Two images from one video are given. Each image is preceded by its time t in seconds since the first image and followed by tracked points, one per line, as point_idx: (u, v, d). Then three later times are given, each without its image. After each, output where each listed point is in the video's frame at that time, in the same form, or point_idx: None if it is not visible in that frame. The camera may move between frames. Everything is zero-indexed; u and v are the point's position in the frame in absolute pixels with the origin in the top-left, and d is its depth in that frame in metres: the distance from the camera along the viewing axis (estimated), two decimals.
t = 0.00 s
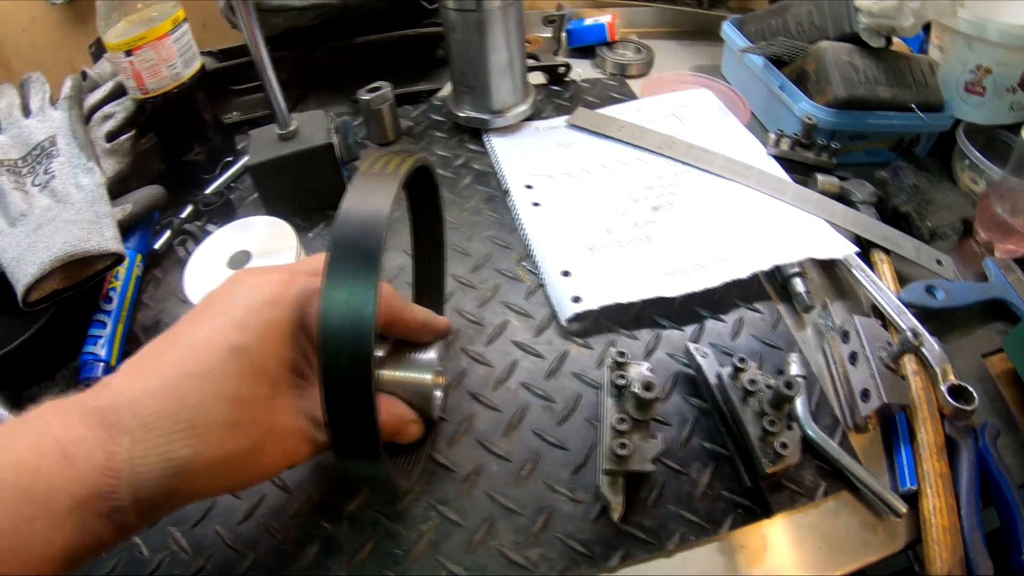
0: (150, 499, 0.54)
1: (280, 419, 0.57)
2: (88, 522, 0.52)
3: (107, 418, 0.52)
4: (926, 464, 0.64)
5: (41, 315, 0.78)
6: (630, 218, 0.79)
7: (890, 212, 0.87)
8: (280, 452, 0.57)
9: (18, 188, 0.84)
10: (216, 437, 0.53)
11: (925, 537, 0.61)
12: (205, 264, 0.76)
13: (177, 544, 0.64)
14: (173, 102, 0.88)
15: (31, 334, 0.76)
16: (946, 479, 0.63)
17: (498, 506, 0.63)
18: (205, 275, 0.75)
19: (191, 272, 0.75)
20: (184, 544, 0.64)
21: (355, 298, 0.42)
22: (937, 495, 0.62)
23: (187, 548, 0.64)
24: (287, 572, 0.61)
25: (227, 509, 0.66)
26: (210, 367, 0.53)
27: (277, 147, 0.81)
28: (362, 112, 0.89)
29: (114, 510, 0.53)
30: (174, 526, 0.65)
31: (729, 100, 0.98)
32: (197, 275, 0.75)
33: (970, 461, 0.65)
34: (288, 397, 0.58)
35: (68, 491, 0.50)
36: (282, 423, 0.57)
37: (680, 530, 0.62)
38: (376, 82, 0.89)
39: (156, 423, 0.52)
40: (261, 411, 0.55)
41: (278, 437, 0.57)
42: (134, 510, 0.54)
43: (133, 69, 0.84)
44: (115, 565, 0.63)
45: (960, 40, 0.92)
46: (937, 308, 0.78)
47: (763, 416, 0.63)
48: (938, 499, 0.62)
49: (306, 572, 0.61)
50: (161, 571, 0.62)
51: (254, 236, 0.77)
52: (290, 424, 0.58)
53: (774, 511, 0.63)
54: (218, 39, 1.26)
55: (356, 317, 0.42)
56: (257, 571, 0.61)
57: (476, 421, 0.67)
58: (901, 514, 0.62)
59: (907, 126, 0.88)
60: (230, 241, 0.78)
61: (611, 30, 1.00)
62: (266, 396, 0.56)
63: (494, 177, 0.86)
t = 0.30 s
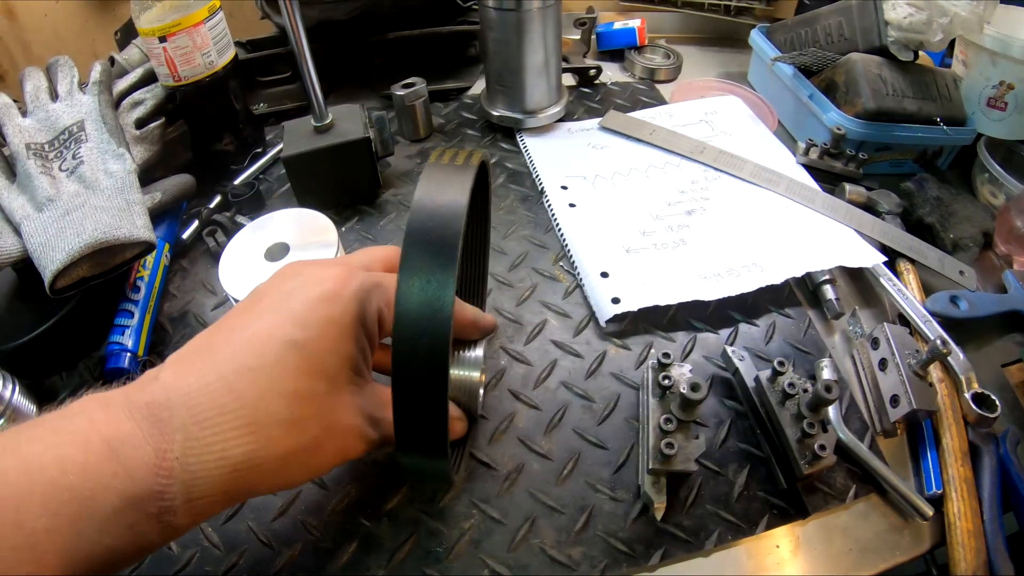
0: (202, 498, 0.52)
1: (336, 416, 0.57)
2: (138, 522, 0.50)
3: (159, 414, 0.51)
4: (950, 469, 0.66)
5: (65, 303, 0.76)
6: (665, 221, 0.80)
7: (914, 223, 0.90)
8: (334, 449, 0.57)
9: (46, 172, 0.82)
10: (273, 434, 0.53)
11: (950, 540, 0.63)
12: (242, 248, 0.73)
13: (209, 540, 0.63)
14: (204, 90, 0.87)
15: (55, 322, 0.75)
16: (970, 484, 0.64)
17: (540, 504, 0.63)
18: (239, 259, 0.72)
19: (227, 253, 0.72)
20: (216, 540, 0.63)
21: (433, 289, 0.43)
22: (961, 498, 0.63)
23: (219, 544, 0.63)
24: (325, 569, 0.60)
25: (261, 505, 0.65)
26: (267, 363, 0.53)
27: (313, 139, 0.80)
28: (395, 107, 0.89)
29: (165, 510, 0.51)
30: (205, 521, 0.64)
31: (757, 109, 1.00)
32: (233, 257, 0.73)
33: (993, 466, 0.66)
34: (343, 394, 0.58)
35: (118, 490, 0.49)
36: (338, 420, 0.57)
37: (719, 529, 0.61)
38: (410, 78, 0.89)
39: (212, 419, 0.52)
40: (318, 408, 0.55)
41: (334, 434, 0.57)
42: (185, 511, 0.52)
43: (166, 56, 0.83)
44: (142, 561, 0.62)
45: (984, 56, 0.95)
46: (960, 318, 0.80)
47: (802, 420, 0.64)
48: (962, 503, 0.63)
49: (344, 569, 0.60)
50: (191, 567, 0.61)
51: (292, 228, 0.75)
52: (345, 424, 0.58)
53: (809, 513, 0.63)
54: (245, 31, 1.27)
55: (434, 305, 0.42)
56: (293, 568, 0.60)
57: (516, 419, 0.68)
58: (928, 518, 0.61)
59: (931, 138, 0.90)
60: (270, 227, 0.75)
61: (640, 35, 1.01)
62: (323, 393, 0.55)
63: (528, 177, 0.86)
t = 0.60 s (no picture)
0: (216, 487, 0.52)
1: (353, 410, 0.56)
2: (151, 506, 0.50)
3: (177, 401, 0.51)
4: (961, 467, 0.66)
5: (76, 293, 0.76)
6: (678, 217, 0.80)
7: (925, 222, 0.90)
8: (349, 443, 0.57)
9: (57, 161, 0.81)
10: (290, 425, 0.52)
11: (961, 538, 0.63)
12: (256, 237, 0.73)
13: (219, 532, 0.63)
14: (217, 82, 0.87)
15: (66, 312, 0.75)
16: (981, 482, 0.65)
17: (554, 498, 0.62)
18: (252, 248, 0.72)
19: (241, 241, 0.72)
20: (226, 532, 0.63)
21: (459, 278, 0.43)
22: (973, 496, 0.63)
23: (229, 536, 0.63)
24: (335, 562, 0.60)
25: (272, 497, 0.65)
26: (288, 354, 0.53)
27: (327, 131, 0.80)
28: (408, 101, 0.89)
29: (181, 498, 0.51)
30: (215, 513, 0.64)
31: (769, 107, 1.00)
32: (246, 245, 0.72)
33: (1004, 465, 0.66)
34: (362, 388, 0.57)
35: (131, 476, 0.48)
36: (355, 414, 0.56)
37: (732, 525, 0.61)
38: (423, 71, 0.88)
39: (231, 408, 0.51)
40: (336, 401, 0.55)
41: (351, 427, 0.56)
42: (199, 500, 0.52)
43: (179, 47, 0.83)
44: (151, 553, 0.62)
45: (996, 57, 0.95)
46: (972, 317, 0.79)
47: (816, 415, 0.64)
48: (974, 501, 0.63)
49: (356, 561, 0.60)
50: (202, 559, 0.61)
51: (307, 219, 0.74)
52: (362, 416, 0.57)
53: (823, 509, 0.63)
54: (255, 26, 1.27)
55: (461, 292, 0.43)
56: (305, 560, 0.60)
57: (530, 413, 0.68)
58: (940, 516, 0.61)
59: (943, 138, 0.90)
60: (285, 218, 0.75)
61: (652, 31, 1.01)
62: (343, 387, 0.55)
63: (542, 172, 0.86)
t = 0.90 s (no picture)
0: (153, 443, 0.49)
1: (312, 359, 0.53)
2: (73, 470, 0.48)
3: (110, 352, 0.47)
4: (964, 470, 0.65)
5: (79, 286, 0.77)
6: (681, 217, 0.79)
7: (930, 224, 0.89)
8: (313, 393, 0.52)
9: (63, 157, 0.82)
10: (237, 373, 0.49)
11: (963, 541, 0.62)
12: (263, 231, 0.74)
13: (218, 527, 0.63)
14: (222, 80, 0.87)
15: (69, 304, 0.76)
16: (984, 485, 0.64)
17: (553, 497, 0.62)
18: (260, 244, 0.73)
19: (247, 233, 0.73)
20: (226, 527, 0.63)
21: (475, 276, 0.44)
22: (975, 499, 0.63)
23: (228, 532, 0.63)
24: (333, 559, 0.60)
25: (271, 493, 0.65)
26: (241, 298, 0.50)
27: (332, 129, 0.80)
28: (412, 100, 0.90)
29: (107, 461, 0.49)
30: (215, 508, 0.64)
31: (772, 108, 1.00)
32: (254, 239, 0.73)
33: (1007, 468, 0.66)
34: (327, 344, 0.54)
35: (57, 435, 0.46)
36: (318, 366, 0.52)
37: (732, 526, 0.61)
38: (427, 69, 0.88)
39: (174, 354, 0.48)
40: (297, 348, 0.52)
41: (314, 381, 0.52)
42: (133, 456, 0.49)
43: (185, 44, 0.83)
44: (150, 546, 0.62)
45: (1003, 58, 0.96)
46: (975, 319, 0.80)
47: (817, 416, 0.64)
48: (976, 504, 0.63)
49: (353, 559, 0.60)
50: (200, 554, 0.62)
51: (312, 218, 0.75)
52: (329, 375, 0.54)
53: (823, 511, 0.62)
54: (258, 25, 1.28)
55: (474, 285, 0.45)
56: (303, 557, 0.60)
57: (530, 412, 0.67)
58: (942, 519, 0.61)
59: (948, 140, 0.90)
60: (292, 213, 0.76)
61: (657, 32, 1.00)
62: (298, 336, 0.52)
63: (545, 171, 0.86)
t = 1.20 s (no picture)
0: None
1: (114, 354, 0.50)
2: None
3: None
4: (951, 489, 0.64)
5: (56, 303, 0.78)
6: (661, 230, 0.78)
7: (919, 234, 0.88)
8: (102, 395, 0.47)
9: (44, 176, 0.83)
10: None
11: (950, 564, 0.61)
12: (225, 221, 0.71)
13: (190, 543, 0.63)
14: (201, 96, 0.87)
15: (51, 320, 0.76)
16: (972, 504, 0.62)
17: (523, 518, 0.61)
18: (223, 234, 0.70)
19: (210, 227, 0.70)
20: (198, 543, 0.63)
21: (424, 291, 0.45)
22: (962, 520, 0.61)
23: (200, 548, 0.62)
24: None
25: (243, 511, 0.65)
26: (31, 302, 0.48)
27: (308, 145, 0.80)
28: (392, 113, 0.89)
29: None
30: (187, 525, 0.64)
31: (759, 117, 0.98)
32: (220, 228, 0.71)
33: (996, 486, 0.64)
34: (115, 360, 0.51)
35: None
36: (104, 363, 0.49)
37: (705, 548, 0.60)
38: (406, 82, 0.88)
39: None
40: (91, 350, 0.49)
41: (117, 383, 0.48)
42: None
43: (163, 61, 0.83)
44: (124, 563, 0.62)
45: (993, 62, 0.95)
46: (964, 331, 0.78)
47: (794, 437, 0.62)
48: (963, 524, 0.61)
49: None
50: (171, 572, 0.61)
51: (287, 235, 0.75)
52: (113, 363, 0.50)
53: (800, 533, 0.61)
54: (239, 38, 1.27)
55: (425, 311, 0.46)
56: None
57: (501, 431, 0.67)
58: (925, 538, 0.59)
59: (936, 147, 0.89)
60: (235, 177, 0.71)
61: (643, 41, 0.99)
62: (20, 347, 0.47)
63: (524, 185, 0.85)
